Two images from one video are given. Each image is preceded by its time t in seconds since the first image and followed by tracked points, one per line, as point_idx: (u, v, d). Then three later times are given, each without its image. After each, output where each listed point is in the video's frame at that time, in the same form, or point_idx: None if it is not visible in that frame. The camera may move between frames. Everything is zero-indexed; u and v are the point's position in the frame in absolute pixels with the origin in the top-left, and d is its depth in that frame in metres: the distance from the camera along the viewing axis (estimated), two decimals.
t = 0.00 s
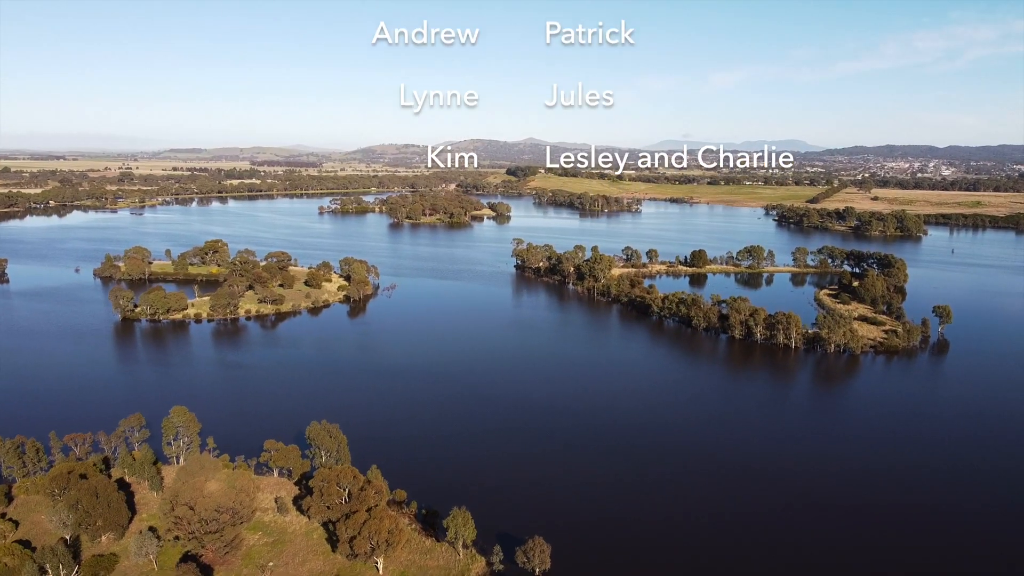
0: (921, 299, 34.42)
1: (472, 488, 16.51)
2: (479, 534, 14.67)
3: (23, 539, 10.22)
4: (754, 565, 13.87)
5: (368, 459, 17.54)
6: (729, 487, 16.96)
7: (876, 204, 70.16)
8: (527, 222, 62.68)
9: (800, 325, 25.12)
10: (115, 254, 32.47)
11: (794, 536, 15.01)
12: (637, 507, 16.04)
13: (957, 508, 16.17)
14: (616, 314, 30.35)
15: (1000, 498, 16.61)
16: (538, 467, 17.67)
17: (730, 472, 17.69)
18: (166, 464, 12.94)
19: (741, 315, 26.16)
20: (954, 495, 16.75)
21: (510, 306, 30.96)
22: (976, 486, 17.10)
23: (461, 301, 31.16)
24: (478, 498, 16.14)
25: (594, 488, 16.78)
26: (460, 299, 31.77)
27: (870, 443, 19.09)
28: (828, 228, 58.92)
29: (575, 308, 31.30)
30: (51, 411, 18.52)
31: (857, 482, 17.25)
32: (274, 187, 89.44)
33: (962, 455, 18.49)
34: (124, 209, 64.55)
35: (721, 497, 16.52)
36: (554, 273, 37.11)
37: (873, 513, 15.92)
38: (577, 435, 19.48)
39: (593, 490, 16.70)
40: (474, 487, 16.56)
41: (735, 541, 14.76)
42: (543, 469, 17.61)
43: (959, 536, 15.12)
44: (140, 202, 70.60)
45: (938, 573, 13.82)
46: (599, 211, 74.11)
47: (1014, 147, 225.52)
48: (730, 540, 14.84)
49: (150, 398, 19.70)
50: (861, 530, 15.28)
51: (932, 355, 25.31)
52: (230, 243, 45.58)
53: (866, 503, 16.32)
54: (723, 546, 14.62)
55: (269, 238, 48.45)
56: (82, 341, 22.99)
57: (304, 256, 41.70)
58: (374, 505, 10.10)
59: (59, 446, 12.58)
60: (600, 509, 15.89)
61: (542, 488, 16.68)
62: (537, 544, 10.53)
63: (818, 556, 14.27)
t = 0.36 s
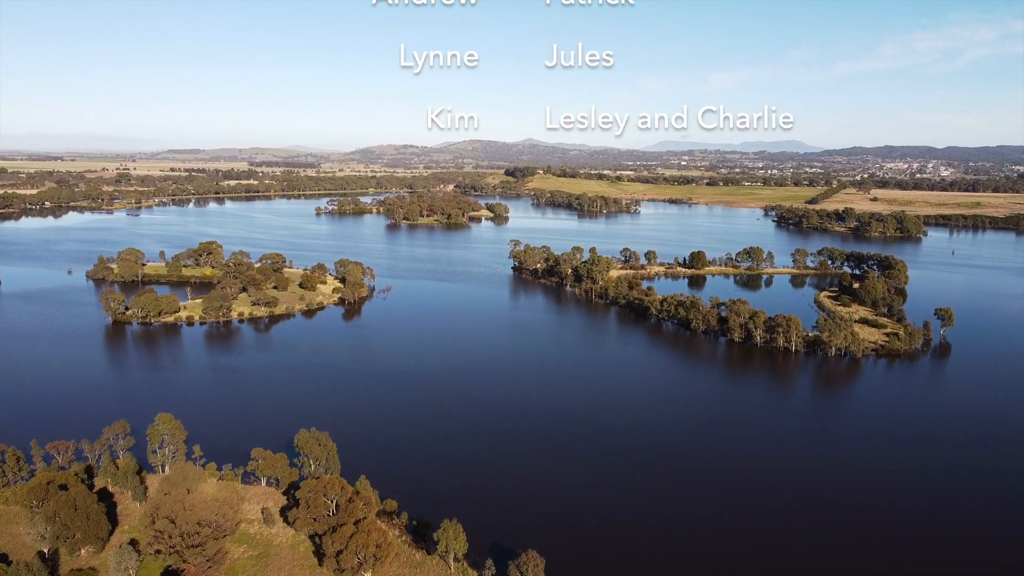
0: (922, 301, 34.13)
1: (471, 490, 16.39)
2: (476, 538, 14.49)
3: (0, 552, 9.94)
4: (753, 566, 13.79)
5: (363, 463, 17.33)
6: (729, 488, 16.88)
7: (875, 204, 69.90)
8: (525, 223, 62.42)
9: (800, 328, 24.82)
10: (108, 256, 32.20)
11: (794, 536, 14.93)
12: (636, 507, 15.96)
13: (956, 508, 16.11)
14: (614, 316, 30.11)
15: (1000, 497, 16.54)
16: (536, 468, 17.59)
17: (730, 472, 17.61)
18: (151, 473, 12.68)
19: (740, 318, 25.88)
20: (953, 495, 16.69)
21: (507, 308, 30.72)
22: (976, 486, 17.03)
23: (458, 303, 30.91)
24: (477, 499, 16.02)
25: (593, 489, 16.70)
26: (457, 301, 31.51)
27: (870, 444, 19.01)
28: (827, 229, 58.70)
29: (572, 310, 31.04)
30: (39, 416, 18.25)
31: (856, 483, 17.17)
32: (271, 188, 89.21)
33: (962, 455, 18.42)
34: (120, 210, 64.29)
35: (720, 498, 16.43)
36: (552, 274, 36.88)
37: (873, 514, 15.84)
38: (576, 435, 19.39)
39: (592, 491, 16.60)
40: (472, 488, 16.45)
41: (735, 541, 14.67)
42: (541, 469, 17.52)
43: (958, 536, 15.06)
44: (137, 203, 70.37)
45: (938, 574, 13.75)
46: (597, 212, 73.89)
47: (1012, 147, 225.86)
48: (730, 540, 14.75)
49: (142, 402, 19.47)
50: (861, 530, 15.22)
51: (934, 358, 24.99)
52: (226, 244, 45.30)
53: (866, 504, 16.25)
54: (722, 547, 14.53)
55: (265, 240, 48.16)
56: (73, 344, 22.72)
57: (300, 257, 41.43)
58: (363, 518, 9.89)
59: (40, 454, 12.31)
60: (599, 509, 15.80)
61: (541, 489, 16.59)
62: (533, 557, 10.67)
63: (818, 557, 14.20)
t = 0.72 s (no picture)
0: (924, 303, 33.85)
1: (469, 491, 16.25)
2: (473, 543, 14.29)
3: None
4: (751, 569, 13.64)
5: (359, 467, 17.09)
6: (729, 488, 16.78)
7: (875, 206, 69.34)
8: (524, 224, 62.15)
9: (801, 330, 24.54)
10: (102, 258, 31.90)
11: (794, 537, 14.84)
12: (636, 507, 15.85)
13: (956, 509, 16.03)
14: (612, 318, 29.88)
15: (999, 499, 16.48)
16: (535, 468, 17.46)
17: (730, 472, 17.50)
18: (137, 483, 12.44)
19: (740, 320, 25.60)
20: (953, 496, 16.61)
21: (505, 310, 30.49)
22: (976, 487, 16.96)
23: (455, 305, 30.64)
24: (475, 501, 15.87)
25: (590, 491, 16.54)
26: (454, 303, 31.26)
27: (869, 445, 18.93)
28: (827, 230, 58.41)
29: (570, 312, 30.81)
30: (30, 420, 18.01)
31: (856, 484, 17.09)
32: (269, 189, 88.90)
33: (962, 457, 18.33)
34: (117, 211, 64.03)
35: (720, 498, 16.32)
36: (550, 276, 36.63)
37: (873, 515, 15.77)
38: (575, 436, 19.29)
39: (591, 491, 16.49)
40: (470, 490, 16.31)
41: (735, 542, 14.56)
42: (540, 470, 17.40)
43: (959, 537, 15.00)
44: (134, 203, 70.08)
45: None
46: (596, 213, 73.64)
47: (1012, 147, 225.71)
48: (730, 540, 14.66)
49: (134, 406, 19.27)
50: (860, 531, 15.15)
51: (937, 361, 24.68)
52: (222, 245, 45.02)
53: (866, 505, 16.16)
54: (722, 547, 14.44)
55: (262, 241, 47.85)
56: (64, 347, 22.46)
57: (296, 258, 41.09)
58: (350, 531, 9.75)
59: (22, 462, 12.09)
60: (598, 510, 15.69)
61: (539, 489, 16.47)
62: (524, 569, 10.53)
63: (818, 558, 14.12)
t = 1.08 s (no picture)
0: (926, 304, 33.54)
1: (468, 493, 16.13)
2: (472, 547, 14.12)
3: None
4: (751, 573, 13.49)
5: (355, 470, 16.87)
6: (729, 487, 16.75)
7: (875, 206, 69.05)
8: (523, 224, 61.83)
9: (803, 333, 24.23)
10: (96, 259, 31.62)
11: (795, 538, 14.82)
12: (636, 507, 15.80)
13: (957, 510, 16.00)
14: (611, 320, 29.63)
15: (999, 499, 16.46)
16: (535, 469, 17.38)
17: (731, 472, 17.44)
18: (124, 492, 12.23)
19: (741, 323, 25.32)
20: (953, 496, 16.59)
21: (503, 312, 30.26)
22: (976, 487, 16.94)
23: (453, 307, 30.37)
24: (475, 502, 15.79)
25: (589, 493, 16.39)
26: (452, 305, 30.98)
27: (869, 445, 18.88)
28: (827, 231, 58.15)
29: (569, 313, 30.58)
30: (19, 423, 17.79)
31: (856, 484, 17.05)
32: (267, 190, 88.61)
33: (963, 458, 18.27)
34: (114, 211, 63.77)
35: (721, 499, 16.27)
36: (548, 277, 36.36)
37: (872, 515, 15.75)
38: (575, 435, 19.21)
39: (592, 491, 16.44)
40: (471, 491, 16.21)
41: (736, 543, 14.52)
42: (540, 470, 17.32)
43: (960, 538, 14.98)
44: (131, 204, 69.82)
45: None
46: (595, 214, 73.36)
47: (1011, 148, 225.92)
48: (730, 541, 14.64)
49: (127, 409, 19.08)
50: (860, 531, 15.15)
51: (940, 364, 24.36)
52: (219, 246, 44.73)
53: (865, 505, 16.12)
54: (723, 547, 14.41)
55: (259, 242, 47.53)
56: (55, 350, 22.18)
57: (293, 259, 40.79)
58: (338, 544, 9.62)
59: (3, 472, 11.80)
60: (598, 509, 15.63)
61: (539, 489, 16.41)
62: None
63: (821, 559, 14.07)
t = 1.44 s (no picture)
0: (929, 306, 33.24)
1: (466, 494, 15.99)
2: (469, 549, 13.93)
3: None
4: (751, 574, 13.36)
5: (351, 473, 16.66)
6: (728, 489, 16.57)
7: (876, 206, 68.84)
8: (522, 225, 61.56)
9: (805, 336, 23.92)
10: (90, 261, 31.32)
11: (796, 538, 14.71)
12: (635, 507, 15.67)
13: (959, 510, 15.90)
14: (611, 322, 29.37)
15: (1001, 499, 16.37)
16: (533, 469, 17.23)
17: (731, 473, 17.30)
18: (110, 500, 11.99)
19: (742, 325, 25.00)
20: (954, 496, 16.49)
21: (502, 314, 30.01)
22: (977, 488, 16.84)
23: (451, 309, 30.13)
24: (473, 503, 15.63)
25: (588, 492, 16.24)
26: (450, 307, 30.71)
27: (870, 445, 18.76)
28: (828, 232, 57.87)
29: (568, 315, 30.34)
30: (7, 426, 17.55)
31: (857, 484, 16.91)
32: (265, 190, 88.28)
33: (964, 458, 18.15)
34: (111, 212, 63.46)
35: (721, 499, 16.14)
36: (547, 279, 36.07)
37: (873, 515, 15.64)
38: (574, 436, 19.07)
39: (591, 491, 16.30)
40: (468, 493, 16.06)
41: (736, 544, 14.41)
42: (539, 470, 17.18)
43: (963, 538, 14.87)
44: (128, 205, 69.49)
45: None
46: (594, 214, 73.10)
47: (1011, 149, 226.11)
48: (730, 542, 14.47)
49: (119, 412, 18.85)
50: (861, 532, 15.01)
51: (944, 367, 24.05)
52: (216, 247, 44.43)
53: (866, 505, 16.00)
54: (723, 548, 14.29)
55: (256, 243, 47.24)
56: (46, 353, 21.90)
57: (290, 261, 40.49)
58: (328, 557, 9.62)
59: None
60: (597, 509, 15.51)
61: (537, 489, 16.28)
62: None
63: (822, 560, 13.97)
